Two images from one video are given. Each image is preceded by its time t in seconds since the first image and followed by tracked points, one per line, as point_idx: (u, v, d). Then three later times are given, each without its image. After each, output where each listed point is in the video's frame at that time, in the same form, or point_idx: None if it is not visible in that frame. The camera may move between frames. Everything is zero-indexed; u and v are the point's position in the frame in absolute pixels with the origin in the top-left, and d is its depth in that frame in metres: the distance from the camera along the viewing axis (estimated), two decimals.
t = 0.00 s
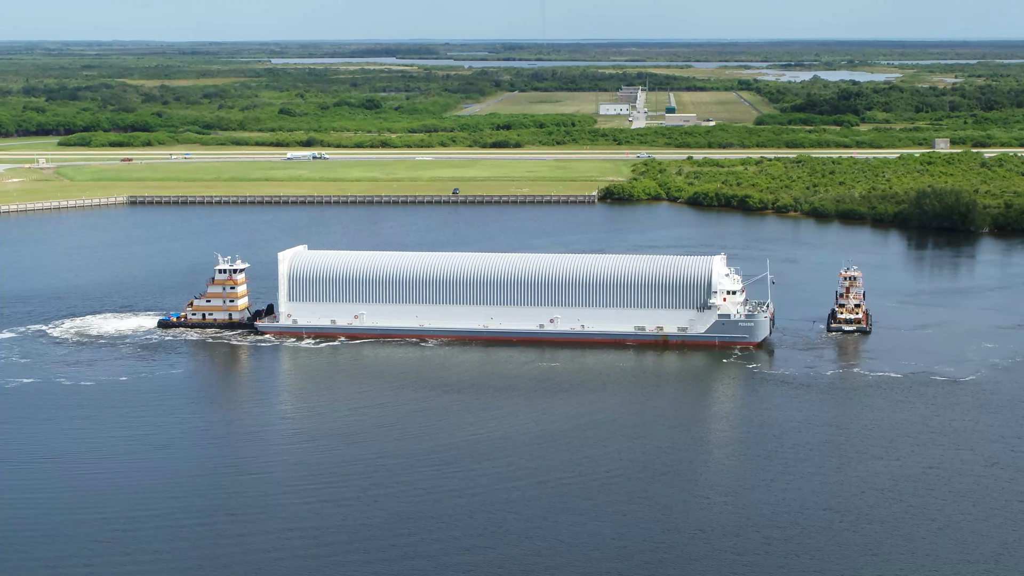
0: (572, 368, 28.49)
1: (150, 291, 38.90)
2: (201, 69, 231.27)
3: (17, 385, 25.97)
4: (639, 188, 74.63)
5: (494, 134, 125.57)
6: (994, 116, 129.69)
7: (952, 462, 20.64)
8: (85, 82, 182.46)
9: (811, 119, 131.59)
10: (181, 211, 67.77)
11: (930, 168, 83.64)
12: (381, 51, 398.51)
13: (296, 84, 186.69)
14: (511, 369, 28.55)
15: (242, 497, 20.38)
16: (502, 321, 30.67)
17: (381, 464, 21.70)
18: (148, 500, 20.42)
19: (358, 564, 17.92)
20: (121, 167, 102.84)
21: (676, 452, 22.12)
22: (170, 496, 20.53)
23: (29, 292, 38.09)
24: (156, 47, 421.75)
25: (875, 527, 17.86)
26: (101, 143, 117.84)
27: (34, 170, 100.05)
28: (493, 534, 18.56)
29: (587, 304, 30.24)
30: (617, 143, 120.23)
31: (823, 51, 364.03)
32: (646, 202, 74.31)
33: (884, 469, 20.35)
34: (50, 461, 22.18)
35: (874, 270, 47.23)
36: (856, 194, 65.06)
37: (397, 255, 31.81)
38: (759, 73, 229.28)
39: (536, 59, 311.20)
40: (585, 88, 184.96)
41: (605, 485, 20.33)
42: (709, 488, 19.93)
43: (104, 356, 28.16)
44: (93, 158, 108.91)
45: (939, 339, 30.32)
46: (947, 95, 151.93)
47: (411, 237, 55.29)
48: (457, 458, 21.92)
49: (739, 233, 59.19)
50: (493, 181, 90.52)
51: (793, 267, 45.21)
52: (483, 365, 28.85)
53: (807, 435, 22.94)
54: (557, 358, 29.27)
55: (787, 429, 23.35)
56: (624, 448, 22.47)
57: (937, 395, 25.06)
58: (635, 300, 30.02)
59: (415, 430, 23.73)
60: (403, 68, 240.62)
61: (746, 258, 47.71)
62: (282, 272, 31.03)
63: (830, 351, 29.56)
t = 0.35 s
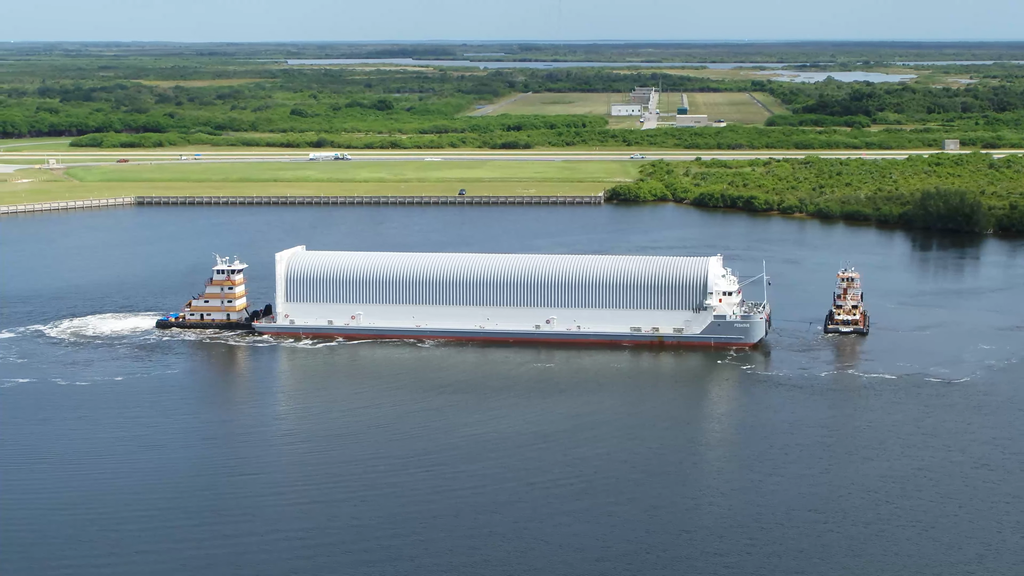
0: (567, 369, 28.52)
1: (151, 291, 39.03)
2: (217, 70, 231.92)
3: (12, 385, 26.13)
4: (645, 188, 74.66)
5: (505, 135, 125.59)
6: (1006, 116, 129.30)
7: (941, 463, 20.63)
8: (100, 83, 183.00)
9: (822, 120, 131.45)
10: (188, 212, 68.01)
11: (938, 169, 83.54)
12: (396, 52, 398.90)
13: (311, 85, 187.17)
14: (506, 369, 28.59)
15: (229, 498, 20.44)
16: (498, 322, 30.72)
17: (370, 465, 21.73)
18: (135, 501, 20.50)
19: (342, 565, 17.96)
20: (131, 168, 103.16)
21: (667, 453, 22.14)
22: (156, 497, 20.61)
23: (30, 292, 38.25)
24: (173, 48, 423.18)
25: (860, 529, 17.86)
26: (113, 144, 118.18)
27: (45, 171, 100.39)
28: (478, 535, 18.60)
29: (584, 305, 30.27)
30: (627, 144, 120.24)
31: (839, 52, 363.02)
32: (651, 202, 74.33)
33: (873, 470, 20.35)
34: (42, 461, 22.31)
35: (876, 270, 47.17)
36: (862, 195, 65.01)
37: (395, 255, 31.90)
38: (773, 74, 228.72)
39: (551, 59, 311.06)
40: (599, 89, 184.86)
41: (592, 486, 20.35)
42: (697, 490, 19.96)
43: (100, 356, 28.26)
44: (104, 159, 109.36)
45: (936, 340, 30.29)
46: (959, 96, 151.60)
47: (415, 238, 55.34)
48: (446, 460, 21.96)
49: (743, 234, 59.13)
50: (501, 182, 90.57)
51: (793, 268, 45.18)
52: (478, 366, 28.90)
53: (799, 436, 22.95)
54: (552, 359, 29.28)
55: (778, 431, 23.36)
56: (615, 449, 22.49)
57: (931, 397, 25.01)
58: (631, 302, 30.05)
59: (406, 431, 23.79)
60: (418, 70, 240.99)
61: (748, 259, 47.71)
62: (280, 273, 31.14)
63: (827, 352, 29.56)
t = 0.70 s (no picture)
0: (564, 370, 28.55)
1: (152, 291, 39.15)
2: (234, 71, 232.73)
3: (9, 385, 26.30)
4: (652, 189, 74.68)
5: (515, 136, 125.64)
6: (1018, 117, 128.87)
7: (931, 463, 20.63)
8: (114, 84, 183.66)
9: (833, 121, 131.26)
10: (196, 212, 68.28)
11: (946, 170, 83.32)
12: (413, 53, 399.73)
13: (325, 85, 187.82)
14: (502, 370, 28.65)
15: (216, 499, 20.54)
16: (494, 323, 30.78)
17: (356, 466, 21.80)
18: (122, 501, 20.58)
19: (323, 566, 18.05)
20: (141, 169, 103.59)
21: (657, 454, 22.16)
22: (143, 498, 20.70)
23: (33, 292, 38.45)
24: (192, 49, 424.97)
25: (844, 531, 17.92)
26: (125, 145, 118.71)
27: (55, 172, 100.82)
28: (460, 536, 18.68)
29: (580, 306, 30.30)
30: (637, 145, 120.26)
31: (855, 53, 362.03)
32: (658, 203, 74.33)
33: (861, 472, 20.39)
34: (34, 461, 22.45)
35: (879, 271, 47.11)
36: (868, 196, 64.91)
37: (393, 256, 31.95)
38: (788, 75, 228.33)
39: (565, 60, 311.21)
40: (613, 89, 184.69)
41: (580, 488, 20.40)
42: (684, 491, 20.01)
43: (98, 356, 28.39)
44: (115, 160, 109.82)
45: (934, 342, 30.25)
46: (972, 97, 151.19)
47: (419, 239, 55.43)
48: (434, 461, 22.02)
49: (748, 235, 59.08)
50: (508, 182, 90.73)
51: (795, 269, 45.14)
52: (475, 367, 28.98)
53: (790, 437, 22.99)
54: (548, 360, 29.34)
55: (770, 432, 23.39)
56: (605, 449, 22.55)
57: (923, 399, 24.98)
58: (628, 303, 30.07)
59: (398, 432, 23.83)
60: (434, 71, 241.37)
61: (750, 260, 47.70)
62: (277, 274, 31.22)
63: (823, 353, 29.54)
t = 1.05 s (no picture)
0: (560, 371, 28.56)
1: (153, 292, 39.26)
2: (252, 73, 233.55)
3: (4, 386, 26.42)
4: (658, 190, 74.72)
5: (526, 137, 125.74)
6: None
7: (922, 465, 20.61)
8: (131, 85, 184.49)
9: (845, 122, 131.03)
10: (203, 212, 68.42)
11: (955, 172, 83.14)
12: (429, 55, 400.98)
13: (340, 86, 188.58)
14: (498, 370, 28.69)
15: (203, 499, 20.65)
16: (491, 324, 30.80)
17: (345, 466, 21.89)
18: (108, 502, 20.66)
19: (306, 566, 18.13)
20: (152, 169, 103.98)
21: (647, 455, 22.19)
22: (132, 497, 20.83)
23: (36, 292, 38.69)
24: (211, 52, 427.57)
25: (828, 533, 17.95)
26: (136, 146, 119.30)
27: (67, 172, 101.31)
28: (445, 537, 18.75)
29: (577, 307, 30.31)
30: (647, 146, 120.28)
31: (872, 54, 360.88)
32: (665, 204, 74.30)
33: (850, 474, 20.39)
34: (23, 462, 22.55)
35: (881, 271, 47.02)
36: (875, 198, 64.79)
37: (391, 256, 32.00)
38: (804, 77, 227.92)
39: (581, 62, 311.57)
40: (628, 91, 184.62)
41: (567, 488, 20.46)
42: (671, 492, 20.06)
43: (95, 356, 28.52)
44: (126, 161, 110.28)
45: (931, 343, 30.18)
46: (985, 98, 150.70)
47: (424, 240, 55.55)
48: (423, 461, 22.07)
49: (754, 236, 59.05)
50: (517, 183, 90.80)
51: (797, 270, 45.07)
52: (471, 367, 28.98)
53: (781, 438, 22.98)
54: (545, 360, 29.34)
55: (761, 434, 23.36)
56: (595, 450, 22.57)
57: (917, 401, 24.94)
58: (624, 304, 30.07)
59: (390, 432, 23.91)
60: (451, 73, 241.74)
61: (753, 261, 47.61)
62: (275, 275, 31.30)
63: (819, 355, 29.53)
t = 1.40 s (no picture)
0: (557, 371, 28.53)
1: (155, 292, 39.35)
2: (269, 73, 234.09)
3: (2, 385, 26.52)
4: (666, 191, 74.66)
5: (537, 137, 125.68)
6: None
7: (915, 467, 20.54)
8: (146, 85, 185.14)
9: (857, 122, 130.62)
10: (211, 212, 68.60)
11: (965, 172, 82.81)
12: (445, 55, 401.26)
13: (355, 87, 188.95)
14: (495, 370, 28.69)
15: (191, 500, 20.69)
16: (490, 324, 30.79)
17: (334, 466, 21.89)
18: (98, 501, 20.75)
19: (290, 568, 18.15)
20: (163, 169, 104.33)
21: (638, 456, 22.18)
22: (120, 497, 20.88)
23: (38, 292, 38.83)
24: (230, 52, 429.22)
25: (816, 535, 17.94)
26: (148, 146, 119.75)
27: (78, 172, 101.66)
28: (430, 538, 18.76)
29: (575, 307, 30.28)
30: (657, 147, 120.15)
31: (889, 54, 359.48)
32: (672, 205, 74.22)
33: (841, 474, 20.35)
34: (17, 461, 22.66)
35: (885, 272, 46.90)
36: (882, 199, 64.61)
37: (390, 256, 32.04)
38: (820, 76, 227.12)
39: (597, 61, 311.37)
40: (643, 91, 184.48)
41: (555, 489, 20.45)
42: (660, 492, 20.07)
43: (92, 356, 28.58)
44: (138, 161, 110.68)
45: (929, 344, 30.09)
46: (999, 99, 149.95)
47: (428, 240, 55.59)
48: (414, 460, 22.10)
49: (759, 237, 58.94)
50: (526, 184, 90.91)
51: (799, 270, 44.99)
52: (467, 367, 29.01)
53: (775, 439, 22.96)
54: (542, 361, 29.33)
55: (755, 435, 23.33)
56: (587, 451, 22.55)
57: (913, 402, 24.84)
58: (622, 304, 30.05)
59: (382, 432, 23.93)
60: (468, 73, 241.85)
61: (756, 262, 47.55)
62: (274, 274, 31.35)
63: (817, 356, 29.46)
